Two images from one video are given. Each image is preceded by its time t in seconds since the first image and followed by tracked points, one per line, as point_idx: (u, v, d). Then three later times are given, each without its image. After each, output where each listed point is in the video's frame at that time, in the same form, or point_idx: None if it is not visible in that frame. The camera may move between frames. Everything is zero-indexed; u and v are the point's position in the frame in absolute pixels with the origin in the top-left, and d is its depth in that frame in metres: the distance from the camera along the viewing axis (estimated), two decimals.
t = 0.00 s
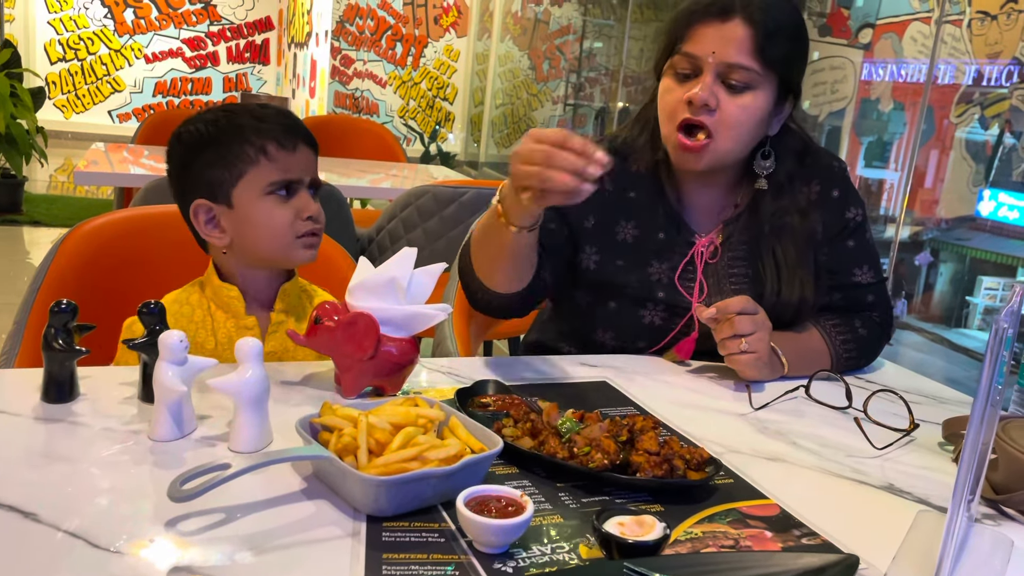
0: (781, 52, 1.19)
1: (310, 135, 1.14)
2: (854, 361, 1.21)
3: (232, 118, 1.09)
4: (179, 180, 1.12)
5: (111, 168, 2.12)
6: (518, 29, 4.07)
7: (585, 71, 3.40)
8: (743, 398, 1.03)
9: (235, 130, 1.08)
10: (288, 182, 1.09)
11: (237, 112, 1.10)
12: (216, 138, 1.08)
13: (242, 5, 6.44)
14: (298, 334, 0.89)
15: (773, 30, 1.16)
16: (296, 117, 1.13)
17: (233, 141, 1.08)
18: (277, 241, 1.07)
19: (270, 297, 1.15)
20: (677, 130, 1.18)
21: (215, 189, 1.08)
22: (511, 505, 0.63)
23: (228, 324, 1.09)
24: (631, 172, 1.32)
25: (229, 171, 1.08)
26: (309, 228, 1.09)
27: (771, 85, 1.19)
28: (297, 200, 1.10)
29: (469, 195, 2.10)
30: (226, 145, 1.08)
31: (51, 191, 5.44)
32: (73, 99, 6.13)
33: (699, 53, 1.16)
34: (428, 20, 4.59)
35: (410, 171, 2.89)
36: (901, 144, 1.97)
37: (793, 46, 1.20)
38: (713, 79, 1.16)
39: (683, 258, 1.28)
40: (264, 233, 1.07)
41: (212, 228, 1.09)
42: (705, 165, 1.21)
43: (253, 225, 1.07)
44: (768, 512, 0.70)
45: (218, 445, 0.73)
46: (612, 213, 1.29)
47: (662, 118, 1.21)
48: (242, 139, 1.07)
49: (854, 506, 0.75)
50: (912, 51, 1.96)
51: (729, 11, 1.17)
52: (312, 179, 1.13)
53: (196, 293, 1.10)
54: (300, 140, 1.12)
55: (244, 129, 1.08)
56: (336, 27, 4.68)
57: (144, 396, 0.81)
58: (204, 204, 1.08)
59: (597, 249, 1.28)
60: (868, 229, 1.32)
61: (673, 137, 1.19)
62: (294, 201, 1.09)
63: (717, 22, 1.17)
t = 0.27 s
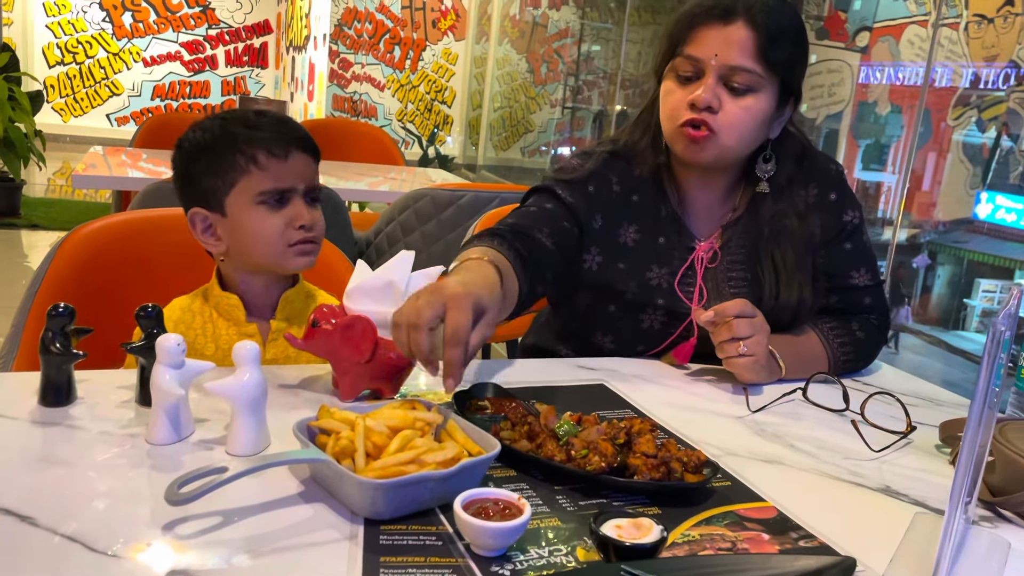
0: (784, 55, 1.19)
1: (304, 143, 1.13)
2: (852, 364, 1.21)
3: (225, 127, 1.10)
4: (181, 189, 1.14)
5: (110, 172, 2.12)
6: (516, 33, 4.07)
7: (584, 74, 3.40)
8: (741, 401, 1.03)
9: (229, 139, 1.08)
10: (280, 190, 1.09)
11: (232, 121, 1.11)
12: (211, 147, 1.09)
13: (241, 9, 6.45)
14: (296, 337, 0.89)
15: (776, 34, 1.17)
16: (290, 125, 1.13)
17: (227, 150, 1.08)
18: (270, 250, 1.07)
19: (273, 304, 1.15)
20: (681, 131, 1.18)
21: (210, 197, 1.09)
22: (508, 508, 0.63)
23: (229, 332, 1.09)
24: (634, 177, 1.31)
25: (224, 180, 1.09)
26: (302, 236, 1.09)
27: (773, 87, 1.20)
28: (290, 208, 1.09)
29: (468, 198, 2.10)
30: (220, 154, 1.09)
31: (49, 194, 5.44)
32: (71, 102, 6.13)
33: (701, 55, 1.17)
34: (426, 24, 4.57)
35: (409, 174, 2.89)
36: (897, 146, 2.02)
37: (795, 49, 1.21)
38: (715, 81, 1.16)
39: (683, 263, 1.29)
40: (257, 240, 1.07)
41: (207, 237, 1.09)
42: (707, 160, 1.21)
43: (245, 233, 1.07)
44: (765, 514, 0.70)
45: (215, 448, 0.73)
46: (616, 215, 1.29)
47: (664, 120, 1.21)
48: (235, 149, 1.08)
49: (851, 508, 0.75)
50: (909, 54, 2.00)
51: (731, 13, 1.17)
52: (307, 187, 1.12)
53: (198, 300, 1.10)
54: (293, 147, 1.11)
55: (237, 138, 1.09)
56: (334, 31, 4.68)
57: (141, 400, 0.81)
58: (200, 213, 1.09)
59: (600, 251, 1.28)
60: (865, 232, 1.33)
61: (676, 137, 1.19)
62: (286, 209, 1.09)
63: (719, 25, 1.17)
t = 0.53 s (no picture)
0: (784, 60, 1.20)
1: (284, 155, 1.09)
2: (850, 367, 1.22)
3: (206, 137, 1.09)
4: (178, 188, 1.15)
5: (108, 175, 2.12)
6: (514, 36, 4.08)
7: (581, 77, 3.41)
8: (739, 404, 1.04)
9: (206, 149, 1.08)
10: (249, 205, 1.06)
11: (218, 130, 1.09)
12: (192, 155, 1.09)
13: (238, 12, 6.45)
14: (294, 340, 0.89)
15: (776, 39, 1.17)
16: (273, 138, 1.09)
17: (203, 160, 1.08)
18: (231, 264, 1.06)
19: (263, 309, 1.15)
20: (680, 133, 1.18)
21: (190, 203, 1.10)
22: (506, 511, 0.63)
23: (221, 337, 1.09)
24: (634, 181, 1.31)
25: (200, 188, 1.08)
26: (263, 254, 1.06)
27: (772, 92, 1.20)
28: (256, 225, 1.06)
29: (465, 202, 2.08)
30: (200, 163, 1.08)
31: (47, 198, 5.43)
32: (69, 106, 6.12)
33: (701, 59, 1.17)
34: (425, 27, 4.60)
35: (407, 177, 2.89)
36: (895, 149, 2.04)
37: (794, 53, 1.21)
38: (715, 85, 1.17)
39: (683, 269, 1.29)
40: (221, 255, 1.06)
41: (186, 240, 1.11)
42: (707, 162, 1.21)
43: (211, 244, 1.07)
44: (763, 517, 0.70)
45: (213, 452, 0.73)
46: (617, 220, 1.29)
47: (664, 124, 1.22)
48: (210, 160, 1.07)
49: (849, 511, 0.75)
50: (906, 57, 2.01)
51: (731, 18, 1.18)
52: (280, 203, 1.08)
53: (191, 305, 1.10)
54: (267, 161, 1.07)
55: (216, 149, 1.07)
56: (333, 34, 4.72)
57: (140, 404, 0.81)
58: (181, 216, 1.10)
59: (604, 255, 1.28)
60: (862, 234, 1.33)
61: (675, 138, 1.19)
62: (253, 225, 1.06)
63: (719, 29, 1.18)
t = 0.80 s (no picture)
0: (783, 61, 1.20)
1: (270, 159, 1.08)
2: (848, 368, 1.22)
3: (191, 143, 1.09)
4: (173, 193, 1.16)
5: (105, 178, 2.12)
6: (512, 38, 4.09)
7: (579, 79, 3.41)
8: (738, 406, 1.04)
9: (192, 155, 1.08)
10: (235, 210, 1.06)
11: (203, 135, 1.09)
12: (180, 161, 1.10)
13: (236, 14, 6.45)
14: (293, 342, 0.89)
15: (776, 40, 1.18)
16: (258, 141, 1.08)
17: (190, 166, 1.08)
18: (221, 270, 1.06)
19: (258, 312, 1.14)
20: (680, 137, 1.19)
21: (181, 208, 1.10)
22: (505, 513, 0.63)
23: (216, 342, 1.09)
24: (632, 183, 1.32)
25: (189, 193, 1.08)
26: (252, 259, 1.06)
27: (773, 93, 1.20)
28: (244, 229, 1.06)
29: (464, 203, 2.09)
30: (187, 168, 1.08)
31: (45, 200, 5.42)
32: (66, 108, 6.11)
33: (702, 61, 1.17)
34: (423, 29, 4.60)
35: (405, 179, 2.89)
36: (893, 151, 2.05)
37: (793, 55, 1.22)
38: (716, 86, 1.17)
39: (682, 270, 1.29)
40: (210, 261, 1.06)
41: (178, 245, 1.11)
42: (708, 168, 1.21)
43: (201, 249, 1.07)
44: (762, 519, 0.70)
45: (211, 455, 0.73)
46: (617, 222, 1.29)
47: (665, 125, 1.22)
48: (195, 165, 1.07)
49: (847, 513, 0.75)
50: (904, 58, 2.01)
51: (731, 19, 1.18)
52: (267, 207, 1.07)
53: (186, 309, 1.10)
54: (253, 165, 1.07)
55: (201, 154, 1.07)
56: (330, 36, 4.58)
57: (138, 406, 0.80)
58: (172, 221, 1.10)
59: (605, 257, 1.28)
60: (859, 236, 1.33)
61: (675, 142, 1.20)
62: (241, 230, 1.06)
63: (720, 30, 1.18)
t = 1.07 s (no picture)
0: (784, 61, 1.20)
1: (273, 165, 1.08)
2: (845, 369, 1.22)
3: (193, 147, 1.08)
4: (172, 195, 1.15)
5: (103, 179, 2.11)
6: (511, 39, 4.09)
7: (578, 80, 3.41)
8: (736, 408, 1.03)
9: (194, 159, 1.07)
10: (238, 215, 1.06)
11: (206, 139, 1.09)
12: (181, 164, 1.09)
13: (235, 15, 6.46)
14: (289, 344, 0.89)
15: (778, 39, 1.18)
16: (262, 147, 1.08)
17: (191, 170, 1.07)
18: (222, 275, 1.06)
19: (257, 313, 1.14)
20: (683, 136, 1.19)
21: (181, 211, 1.10)
22: (503, 516, 0.63)
23: (216, 344, 1.09)
24: (637, 183, 1.31)
25: (191, 197, 1.08)
26: (254, 265, 1.06)
27: (774, 92, 1.20)
28: (246, 236, 1.06)
29: (462, 205, 2.10)
30: (189, 172, 1.08)
31: (43, 201, 5.42)
32: (65, 109, 6.11)
33: (704, 60, 1.17)
34: (421, 30, 4.60)
35: (404, 180, 2.89)
36: (892, 152, 2.05)
37: (794, 55, 1.22)
38: (719, 86, 1.16)
39: (681, 271, 1.29)
40: (210, 265, 1.06)
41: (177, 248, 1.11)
42: (710, 164, 1.21)
43: (202, 254, 1.07)
44: (760, 521, 0.70)
45: (208, 457, 0.73)
46: (618, 220, 1.30)
47: (666, 124, 1.22)
48: (197, 169, 1.07)
49: (844, 515, 0.75)
50: (903, 59, 2.02)
51: (733, 19, 1.18)
52: (270, 213, 1.08)
53: (185, 312, 1.10)
54: (256, 171, 1.07)
55: (204, 158, 1.07)
56: (329, 37, 4.55)
57: (134, 408, 0.80)
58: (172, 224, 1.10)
59: (608, 255, 1.28)
60: (855, 237, 1.33)
61: (677, 141, 1.20)
62: (242, 236, 1.06)
63: (722, 30, 1.18)
